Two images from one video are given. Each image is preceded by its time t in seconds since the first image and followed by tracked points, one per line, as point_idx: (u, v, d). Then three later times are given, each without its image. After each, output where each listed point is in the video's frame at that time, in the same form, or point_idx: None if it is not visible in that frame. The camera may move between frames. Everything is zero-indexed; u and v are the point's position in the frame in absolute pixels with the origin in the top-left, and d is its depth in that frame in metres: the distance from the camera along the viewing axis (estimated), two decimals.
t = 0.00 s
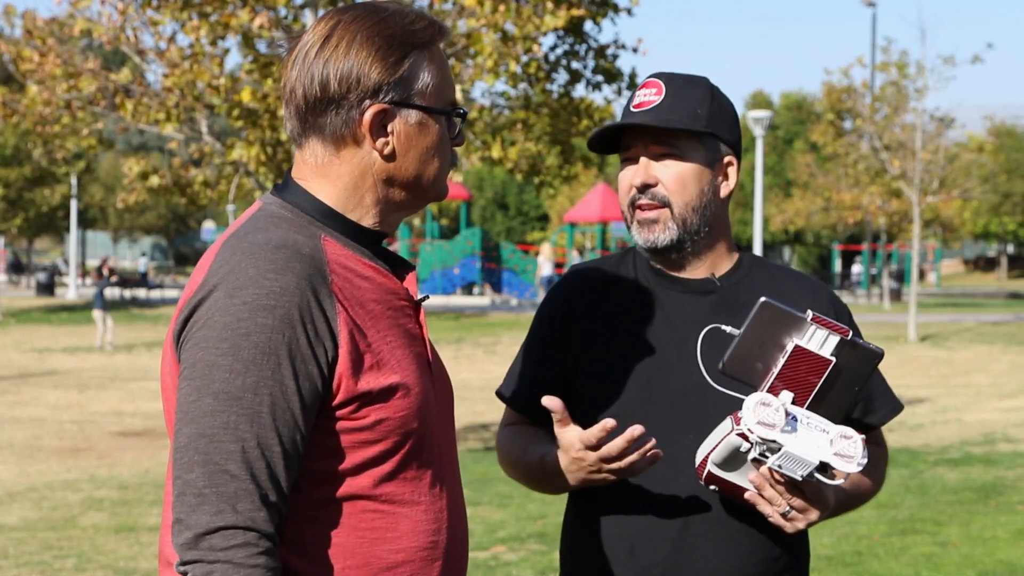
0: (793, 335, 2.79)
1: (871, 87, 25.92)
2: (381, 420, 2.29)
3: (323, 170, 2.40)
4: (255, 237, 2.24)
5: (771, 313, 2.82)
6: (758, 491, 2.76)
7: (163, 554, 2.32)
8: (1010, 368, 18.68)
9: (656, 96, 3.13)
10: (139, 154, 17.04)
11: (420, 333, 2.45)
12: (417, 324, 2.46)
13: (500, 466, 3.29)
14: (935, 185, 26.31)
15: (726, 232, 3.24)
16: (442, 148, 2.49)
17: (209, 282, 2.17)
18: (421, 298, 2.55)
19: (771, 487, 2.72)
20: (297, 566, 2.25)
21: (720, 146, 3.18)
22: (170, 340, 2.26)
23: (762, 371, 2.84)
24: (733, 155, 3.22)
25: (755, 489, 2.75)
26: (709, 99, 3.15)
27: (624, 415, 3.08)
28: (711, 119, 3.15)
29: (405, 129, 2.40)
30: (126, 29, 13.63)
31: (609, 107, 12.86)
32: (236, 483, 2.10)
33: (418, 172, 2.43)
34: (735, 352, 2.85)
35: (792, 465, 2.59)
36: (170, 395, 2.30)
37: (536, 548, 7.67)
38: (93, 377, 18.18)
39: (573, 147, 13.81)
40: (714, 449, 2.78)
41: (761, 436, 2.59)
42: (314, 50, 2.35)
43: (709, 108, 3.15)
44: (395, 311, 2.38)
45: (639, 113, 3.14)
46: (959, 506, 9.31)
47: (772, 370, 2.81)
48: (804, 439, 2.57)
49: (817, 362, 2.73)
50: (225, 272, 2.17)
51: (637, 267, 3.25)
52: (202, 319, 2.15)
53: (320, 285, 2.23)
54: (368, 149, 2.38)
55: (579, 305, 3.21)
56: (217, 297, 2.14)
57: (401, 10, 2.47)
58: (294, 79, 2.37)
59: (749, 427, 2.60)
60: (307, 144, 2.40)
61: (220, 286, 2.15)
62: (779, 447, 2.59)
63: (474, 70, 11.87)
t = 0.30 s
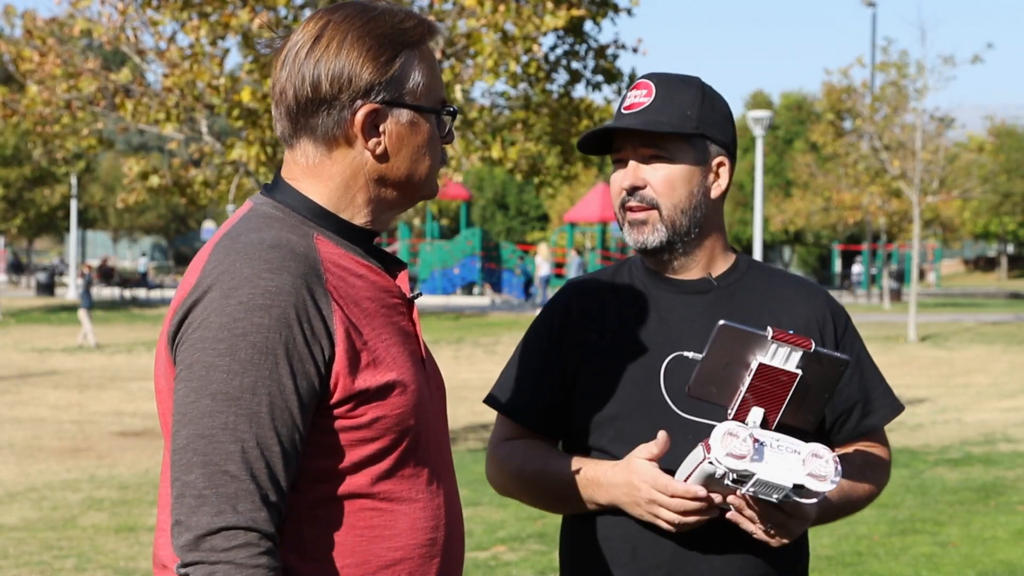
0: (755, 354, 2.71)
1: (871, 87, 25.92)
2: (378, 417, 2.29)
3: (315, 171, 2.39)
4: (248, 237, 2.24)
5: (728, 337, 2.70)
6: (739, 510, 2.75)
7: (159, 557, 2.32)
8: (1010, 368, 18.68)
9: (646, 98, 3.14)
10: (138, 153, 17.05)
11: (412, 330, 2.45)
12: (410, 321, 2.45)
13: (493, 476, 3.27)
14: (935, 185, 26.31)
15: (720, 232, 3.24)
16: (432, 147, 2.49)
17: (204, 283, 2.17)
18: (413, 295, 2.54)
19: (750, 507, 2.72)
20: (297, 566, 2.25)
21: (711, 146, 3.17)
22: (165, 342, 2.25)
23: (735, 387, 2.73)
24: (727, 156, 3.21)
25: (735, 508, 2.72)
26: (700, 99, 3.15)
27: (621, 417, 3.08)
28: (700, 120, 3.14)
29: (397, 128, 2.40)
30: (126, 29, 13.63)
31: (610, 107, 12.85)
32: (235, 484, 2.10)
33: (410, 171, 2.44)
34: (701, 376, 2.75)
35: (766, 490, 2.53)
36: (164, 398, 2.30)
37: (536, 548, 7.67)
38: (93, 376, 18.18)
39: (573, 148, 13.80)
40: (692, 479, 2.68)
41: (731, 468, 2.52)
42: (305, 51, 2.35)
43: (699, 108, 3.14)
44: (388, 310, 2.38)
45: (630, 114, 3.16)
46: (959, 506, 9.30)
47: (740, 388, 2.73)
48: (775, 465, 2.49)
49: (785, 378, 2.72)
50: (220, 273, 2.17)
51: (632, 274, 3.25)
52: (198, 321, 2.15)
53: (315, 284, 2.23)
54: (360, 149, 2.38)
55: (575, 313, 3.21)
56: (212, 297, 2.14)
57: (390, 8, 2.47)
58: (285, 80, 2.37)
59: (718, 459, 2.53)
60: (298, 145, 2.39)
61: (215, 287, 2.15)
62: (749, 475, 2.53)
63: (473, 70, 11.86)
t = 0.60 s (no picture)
0: (766, 350, 2.75)
1: (870, 87, 25.91)
2: (379, 416, 2.29)
3: (312, 169, 2.39)
4: (250, 235, 2.24)
5: (740, 331, 2.73)
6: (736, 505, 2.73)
7: (157, 556, 2.32)
8: (1010, 368, 18.68)
9: (641, 100, 3.14)
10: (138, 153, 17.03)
11: (410, 329, 2.45)
12: (408, 321, 2.46)
13: (487, 477, 3.26)
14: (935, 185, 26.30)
15: (714, 234, 3.23)
16: (429, 148, 2.49)
17: (206, 281, 2.17)
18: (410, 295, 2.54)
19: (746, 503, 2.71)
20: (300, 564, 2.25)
21: (706, 149, 3.17)
22: (165, 339, 2.25)
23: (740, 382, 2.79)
24: (722, 158, 3.21)
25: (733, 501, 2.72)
26: (696, 102, 3.15)
27: (618, 417, 3.08)
28: (695, 122, 3.15)
29: (396, 129, 2.41)
30: (126, 29, 13.63)
31: (610, 107, 12.84)
32: (240, 483, 2.10)
33: (407, 172, 2.44)
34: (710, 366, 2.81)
35: (766, 486, 2.55)
36: (163, 397, 2.30)
37: (536, 548, 7.67)
38: (93, 377, 18.18)
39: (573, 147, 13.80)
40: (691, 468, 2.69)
41: (734, 461, 2.53)
42: (305, 49, 2.35)
43: (694, 111, 3.15)
44: (387, 308, 2.37)
45: (624, 117, 3.16)
46: (959, 506, 9.30)
47: (748, 381, 2.78)
48: (777, 462, 2.52)
49: (792, 374, 2.75)
50: (222, 271, 2.17)
51: (627, 274, 3.24)
52: (199, 319, 2.15)
53: (317, 283, 2.23)
54: (359, 149, 2.38)
55: (570, 315, 3.21)
56: (215, 296, 2.14)
57: (390, 9, 2.47)
58: (284, 78, 2.37)
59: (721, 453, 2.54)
60: (296, 143, 2.39)
61: (217, 286, 2.15)
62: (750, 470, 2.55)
63: (473, 70, 11.86)
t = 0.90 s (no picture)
0: (807, 322, 2.73)
1: (871, 87, 25.88)
2: (374, 416, 2.28)
3: (307, 170, 2.39)
4: (243, 236, 2.24)
5: (788, 293, 2.79)
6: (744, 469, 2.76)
7: (153, 557, 2.32)
8: (1010, 368, 18.68)
9: (640, 100, 3.15)
10: (138, 153, 17.03)
11: (405, 329, 2.45)
12: (404, 321, 2.45)
13: (483, 478, 3.28)
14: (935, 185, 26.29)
15: (709, 235, 3.22)
16: (425, 146, 2.49)
17: (200, 282, 2.17)
18: (406, 295, 2.54)
19: (758, 465, 2.69)
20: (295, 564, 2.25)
21: (705, 151, 3.17)
22: (160, 341, 2.25)
23: (770, 351, 2.74)
24: (720, 160, 3.22)
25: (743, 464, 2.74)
26: (694, 103, 3.16)
27: (614, 417, 3.08)
28: (693, 124, 3.15)
29: (391, 128, 2.40)
30: (126, 29, 13.62)
31: (610, 106, 12.84)
32: (234, 483, 2.10)
33: (403, 170, 2.44)
34: (749, 330, 2.78)
35: (780, 443, 2.58)
36: (159, 398, 2.30)
37: (536, 548, 7.67)
38: (93, 376, 18.18)
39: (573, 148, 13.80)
40: (710, 417, 2.75)
41: (756, 409, 2.57)
42: (298, 49, 2.35)
43: (692, 112, 3.15)
44: (382, 309, 2.37)
45: (623, 116, 3.17)
46: (959, 505, 9.31)
47: (782, 352, 2.72)
48: (797, 420, 2.54)
49: (826, 354, 2.68)
50: (215, 272, 2.17)
51: (624, 275, 3.25)
52: (193, 320, 2.15)
53: (311, 283, 2.23)
54: (354, 148, 2.38)
55: (567, 317, 3.22)
56: (208, 296, 2.14)
57: (382, 7, 2.47)
58: (278, 79, 2.37)
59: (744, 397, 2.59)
60: (291, 144, 2.39)
61: (211, 286, 2.15)
62: (769, 421, 2.58)
63: (473, 70, 11.86)
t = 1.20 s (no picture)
0: (823, 290, 2.72)
1: (871, 87, 25.87)
2: (377, 417, 2.29)
3: (311, 169, 2.39)
4: (246, 236, 2.24)
5: (805, 262, 2.76)
6: (768, 432, 2.76)
7: (155, 556, 2.32)
8: (1010, 368, 18.69)
9: (655, 109, 3.12)
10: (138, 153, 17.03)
11: (408, 331, 2.45)
12: (406, 322, 2.45)
13: (473, 470, 3.26)
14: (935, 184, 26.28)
15: (714, 237, 3.23)
16: (428, 146, 2.49)
17: (202, 282, 2.17)
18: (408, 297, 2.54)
19: (784, 422, 2.72)
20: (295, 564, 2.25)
21: (716, 159, 3.18)
22: (162, 341, 2.25)
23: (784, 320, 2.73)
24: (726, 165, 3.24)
25: (767, 427, 2.75)
26: (707, 111, 3.15)
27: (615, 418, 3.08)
28: (707, 133, 3.15)
29: (394, 128, 2.40)
30: (126, 29, 13.62)
31: (610, 106, 12.84)
32: (237, 484, 2.10)
33: (406, 171, 2.44)
34: (767, 300, 2.76)
35: (808, 387, 2.65)
36: (161, 399, 2.30)
37: (536, 548, 7.67)
38: (93, 376, 18.18)
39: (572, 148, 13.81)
40: (734, 377, 2.77)
41: (787, 350, 2.66)
42: (301, 50, 2.35)
43: (706, 121, 3.14)
44: (385, 310, 2.37)
45: (637, 125, 3.12)
46: (959, 505, 9.31)
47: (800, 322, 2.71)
48: (824, 364, 2.63)
49: (845, 320, 2.67)
50: (218, 272, 2.17)
51: (626, 276, 3.24)
52: (196, 319, 2.15)
53: (313, 284, 2.23)
54: (357, 149, 2.38)
55: (567, 318, 3.21)
56: (211, 297, 2.14)
57: (386, 8, 2.47)
58: (281, 79, 2.37)
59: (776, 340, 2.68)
60: (294, 144, 2.39)
61: (214, 287, 2.15)
62: (798, 366, 2.66)
63: (473, 69, 11.86)
